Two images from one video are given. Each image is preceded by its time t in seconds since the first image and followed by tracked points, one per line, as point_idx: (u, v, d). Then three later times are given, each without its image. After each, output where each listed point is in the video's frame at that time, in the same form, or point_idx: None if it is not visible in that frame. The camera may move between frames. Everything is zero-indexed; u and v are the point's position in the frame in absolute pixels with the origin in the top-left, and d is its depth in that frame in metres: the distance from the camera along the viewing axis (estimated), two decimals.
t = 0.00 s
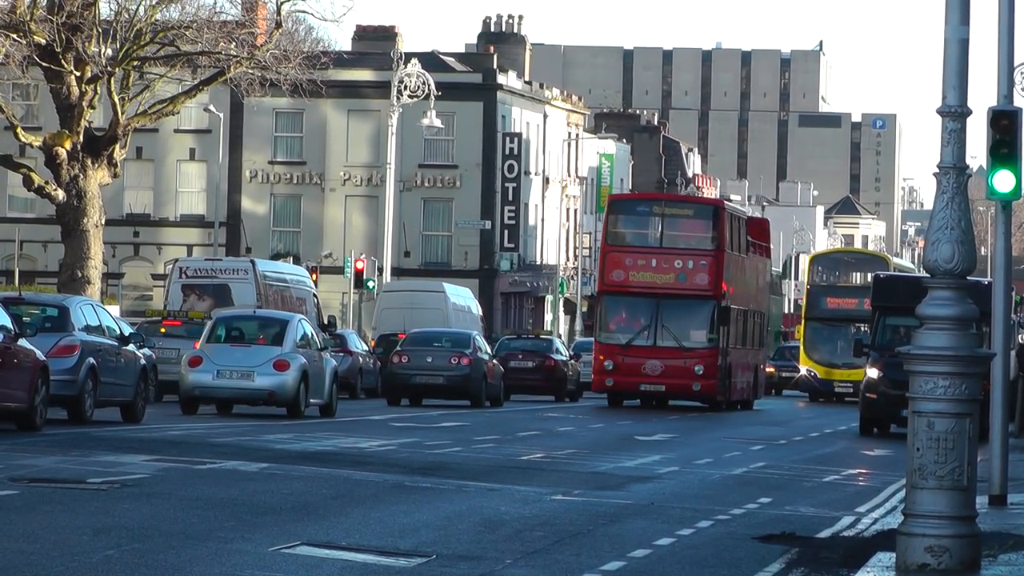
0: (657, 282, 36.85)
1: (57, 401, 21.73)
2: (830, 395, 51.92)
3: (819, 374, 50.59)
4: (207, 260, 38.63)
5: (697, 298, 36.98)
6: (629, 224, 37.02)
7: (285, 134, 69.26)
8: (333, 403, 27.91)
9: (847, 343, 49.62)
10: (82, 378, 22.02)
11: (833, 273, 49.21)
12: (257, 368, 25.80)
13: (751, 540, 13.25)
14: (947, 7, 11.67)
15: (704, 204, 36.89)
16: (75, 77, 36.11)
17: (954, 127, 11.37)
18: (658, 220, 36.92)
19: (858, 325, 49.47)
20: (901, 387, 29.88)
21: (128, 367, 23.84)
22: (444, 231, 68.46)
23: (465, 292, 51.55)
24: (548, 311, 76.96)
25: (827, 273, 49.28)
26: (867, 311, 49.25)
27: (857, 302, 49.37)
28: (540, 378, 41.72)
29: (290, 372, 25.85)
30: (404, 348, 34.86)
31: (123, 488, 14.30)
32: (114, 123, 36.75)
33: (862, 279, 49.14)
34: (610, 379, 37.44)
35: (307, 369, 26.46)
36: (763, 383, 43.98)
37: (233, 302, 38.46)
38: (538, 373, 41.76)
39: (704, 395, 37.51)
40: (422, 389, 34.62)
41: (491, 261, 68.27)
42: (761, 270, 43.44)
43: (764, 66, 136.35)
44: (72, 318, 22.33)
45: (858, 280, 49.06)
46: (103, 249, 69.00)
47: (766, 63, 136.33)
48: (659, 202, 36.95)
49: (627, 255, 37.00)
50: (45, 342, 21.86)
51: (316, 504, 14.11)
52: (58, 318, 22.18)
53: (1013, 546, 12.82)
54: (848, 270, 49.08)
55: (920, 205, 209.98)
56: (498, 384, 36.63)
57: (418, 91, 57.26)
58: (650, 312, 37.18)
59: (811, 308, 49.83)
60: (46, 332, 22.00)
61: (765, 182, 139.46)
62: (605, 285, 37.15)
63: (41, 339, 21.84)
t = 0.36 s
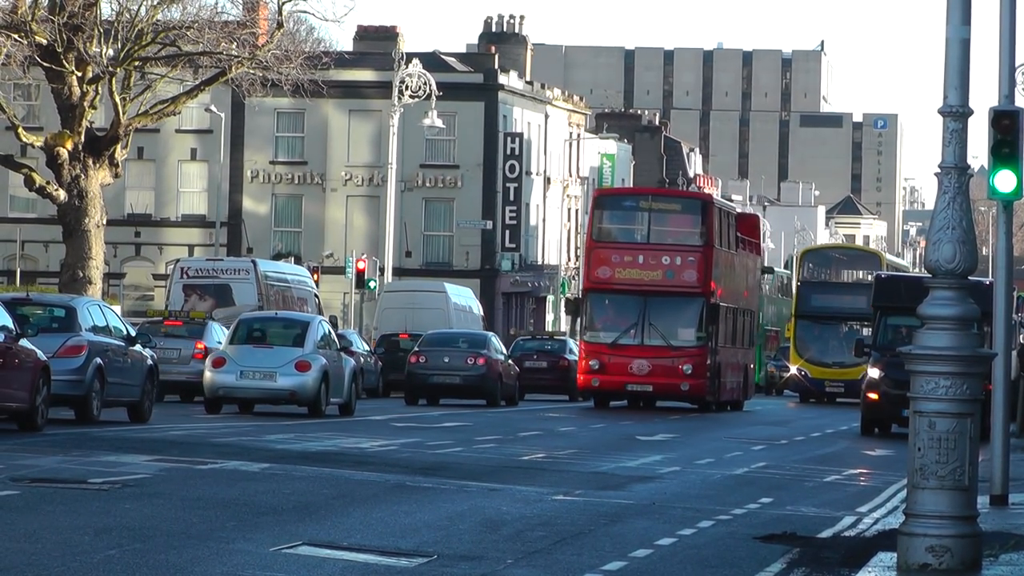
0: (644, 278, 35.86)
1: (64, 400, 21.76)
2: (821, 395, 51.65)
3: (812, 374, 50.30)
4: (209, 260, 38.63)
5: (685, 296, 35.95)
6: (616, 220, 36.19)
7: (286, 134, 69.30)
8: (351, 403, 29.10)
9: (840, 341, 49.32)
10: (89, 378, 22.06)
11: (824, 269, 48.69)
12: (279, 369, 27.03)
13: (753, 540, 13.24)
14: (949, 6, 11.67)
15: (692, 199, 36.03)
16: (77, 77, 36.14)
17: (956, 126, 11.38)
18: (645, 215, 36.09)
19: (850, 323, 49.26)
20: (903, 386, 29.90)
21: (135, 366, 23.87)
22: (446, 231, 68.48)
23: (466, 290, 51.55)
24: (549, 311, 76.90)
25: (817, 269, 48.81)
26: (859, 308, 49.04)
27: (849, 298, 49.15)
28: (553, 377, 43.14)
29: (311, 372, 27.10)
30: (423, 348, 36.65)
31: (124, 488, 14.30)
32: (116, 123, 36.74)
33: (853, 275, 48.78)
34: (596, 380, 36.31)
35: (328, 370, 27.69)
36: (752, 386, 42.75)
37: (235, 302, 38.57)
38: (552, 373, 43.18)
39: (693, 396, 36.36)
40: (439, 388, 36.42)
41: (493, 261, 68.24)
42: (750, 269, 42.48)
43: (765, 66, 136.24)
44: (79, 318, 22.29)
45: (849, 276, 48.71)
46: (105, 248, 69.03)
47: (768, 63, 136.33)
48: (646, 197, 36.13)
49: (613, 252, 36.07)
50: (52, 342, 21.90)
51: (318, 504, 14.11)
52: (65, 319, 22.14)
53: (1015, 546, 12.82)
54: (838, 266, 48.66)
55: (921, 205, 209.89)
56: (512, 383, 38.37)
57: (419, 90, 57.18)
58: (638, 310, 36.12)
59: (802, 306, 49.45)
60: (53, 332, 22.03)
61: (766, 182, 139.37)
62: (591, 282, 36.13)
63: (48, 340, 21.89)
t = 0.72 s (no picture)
0: (631, 277, 34.78)
1: (73, 402, 21.82)
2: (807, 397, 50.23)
3: (801, 375, 48.86)
4: (210, 261, 38.60)
5: (673, 295, 34.89)
6: (602, 216, 35.20)
7: (287, 135, 69.29)
8: (370, 401, 29.48)
9: (830, 341, 47.96)
10: (99, 379, 22.10)
11: (814, 267, 47.77)
12: (300, 369, 27.36)
13: (753, 541, 13.24)
14: (949, 7, 11.66)
15: (681, 195, 35.04)
16: (78, 78, 36.15)
17: (957, 128, 11.41)
18: (632, 212, 35.10)
19: (841, 322, 47.97)
20: (903, 388, 29.91)
21: (145, 368, 23.91)
22: (447, 232, 68.50)
23: (466, 290, 51.54)
24: (549, 313, 76.84)
25: (808, 267, 47.81)
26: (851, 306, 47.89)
27: (841, 297, 48.06)
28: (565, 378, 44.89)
29: (332, 373, 27.44)
30: (439, 350, 37.80)
31: (124, 489, 14.29)
32: (117, 124, 36.68)
33: (844, 274, 47.93)
34: (581, 381, 35.19)
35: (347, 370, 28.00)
36: (742, 388, 41.54)
37: (236, 303, 38.79)
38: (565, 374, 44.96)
39: (681, 398, 35.21)
40: (455, 389, 37.50)
41: (493, 262, 68.15)
42: (741, 267, 41.39)
43: (766, 67, 136.27)
44: (89, 319, 22.38)
45: (840, 275, 47.82)
46: (106, 249, 69.02)
47: (769, 64, 136.32)
48: (634, 193, 35.14)
49: (599, 250, 35.03)
50: (61, 344, 21.94)
51: (318, 505, 14.11)
52: (75, 320, 22.23)
53: (1016, 548, 12.81)
54: (829, 264, 47.79)
55: (921, 206, 209.97)
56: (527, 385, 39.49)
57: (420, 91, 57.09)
58: (624, 309, 35.04)
59: (791, 304, 48.13)
60: (61, 334, 22.06)
61: (767, 183, 139.46)
62: (576, 281, 35.09)
63: (56, 342, 21.93)
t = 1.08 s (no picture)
0: (617, 274, 34.29)
1: (86, 403, 22.15)
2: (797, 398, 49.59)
3: (792, 377, 48.29)
4: (211, 262, 38.68)
5: (661, 294, 34.37)
6: (589, 213, 34.75)
7: (288, 137, 69.33)
8: (390, 402, 30.63)
9: (823, 343, 47.27)
10: (112, 381, 22.44)
11: (804, 265, 46.43)
12: (323, 371, 28.52)
13: (755, 542, 13.23)
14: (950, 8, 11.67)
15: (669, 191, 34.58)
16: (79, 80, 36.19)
17: (958, 129, 11.42)
18: (620, 208, 34.64)
19: (832, 322, 47.22)
20: (905, 389, 29.87)
21: (158, 370, 24.25)
22: (449, 234, 68.54)
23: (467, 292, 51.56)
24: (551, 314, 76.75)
25: (799, 265, 46.51)
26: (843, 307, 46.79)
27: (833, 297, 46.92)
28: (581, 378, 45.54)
29: (352, 375, 28.61)
30: (455, 353, 38.44)
31: (126, 491, 14.29)
32: (118, 127, 36.68)
33: (837, 273, 46.55)
34: (566, 382, 34.62)
35: (368, 372, 29.16)
36: (732, 391, 40.95)
37: (237, 304, 38.79)
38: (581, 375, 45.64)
39: (669, 400, 34.62)
40: (472, 391, 38.15)
41: (495, 264, 68.19)
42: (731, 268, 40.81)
43: (768, 68, 136.27)
44: (102, 322, 22.71)
45: (831, 273, 46.43)
46: (107, 251, 69.00)
47: (770, 65, 136.27)
48: (620, 189, 34.71)
49: (585, 248, 34.56)
50: (75, 348, 22.30)
51: (319, 507, 14.10)
52: (89, 322, 22.56)
53: (1018, 549, 12.80)
54: (820, 263, 46.38)
55: (923, 207, 209.86)
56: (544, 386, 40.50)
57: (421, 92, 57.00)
58: (611, 309, 34.49)
59: (782, 305, 47.03)
60: (76, 337, 22.39)
61: (769, 185, 139.46)
62: (561, 279, 34.55)
63: (70, 345, 22.29)
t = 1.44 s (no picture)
0: (603, 271, 33.18)
1: (104, 405, 22.45)
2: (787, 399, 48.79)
3: (783, 376, 47.47)
4: (212, 263, 38.62)
5: (648, 291, 33.25)
6: (573, 207, 33.68)
7: (289, 137, 69.34)
8: (410, 402, 31.44)
9: (815, 340, 46.52)
10: (131, 383, 22.75)
11: (796, 262, 45.52)
12: (346, 372, 29.26)
13: (757, 542, 13.20)
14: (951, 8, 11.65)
15: (656, 184, 33.51)
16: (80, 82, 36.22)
17: (960, 127, 11.40)
18: (605, 203, 33.57)
19: (824, 317, 46.35)
20: (906, 388, 29.89)
21: (175, 371, 24.56)
22: (450, 234, 68.52)
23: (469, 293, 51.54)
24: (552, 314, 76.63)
25: (791, 262, 45.51)
26: (835, 304, 45.94)
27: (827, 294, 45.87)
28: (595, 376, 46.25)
29: (375, 375, 29.34)
30: (473, 354, 40.27)
31: (128, 492, 14.27)
32: (119, 127, 36.66)
33: (830, 269, 45.58)
34: (551, 383, 33.50)
35: (389, 372, 29.90)
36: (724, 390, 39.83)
37: (239, 305, 38.79)
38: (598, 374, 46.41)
39: (657, 401, 33.45)
40: (489, 390, 39.95)
41: (497, 264, 68.25)
42: (723, 264, 39.62)
43: (769, 68, 136.17)
44: (122, 324, 22.97)
45: (825, 269, 45.49)
46: (109, 252, 69.05)
47: (771, 65, 136.10)
48: (605, 183, 33.64)
49: (570, 244, 33.47)
50: (94, 350, 22.62)
51: (321, 507, 14.07)
52: (109, 326, 22.83)
53: (1021, 548, 12.78)
54: (813, 259, 45.40)
55: (924, 206, 209.67)
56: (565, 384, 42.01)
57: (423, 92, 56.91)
58: (597, 307, 33.39)
59: (773, 301, 46.31)
60: (95, 340, 22.70)
61: (770, 184, 139.43)
62: (544, 277, 33.49)
63: (89, 348, 22.61)
